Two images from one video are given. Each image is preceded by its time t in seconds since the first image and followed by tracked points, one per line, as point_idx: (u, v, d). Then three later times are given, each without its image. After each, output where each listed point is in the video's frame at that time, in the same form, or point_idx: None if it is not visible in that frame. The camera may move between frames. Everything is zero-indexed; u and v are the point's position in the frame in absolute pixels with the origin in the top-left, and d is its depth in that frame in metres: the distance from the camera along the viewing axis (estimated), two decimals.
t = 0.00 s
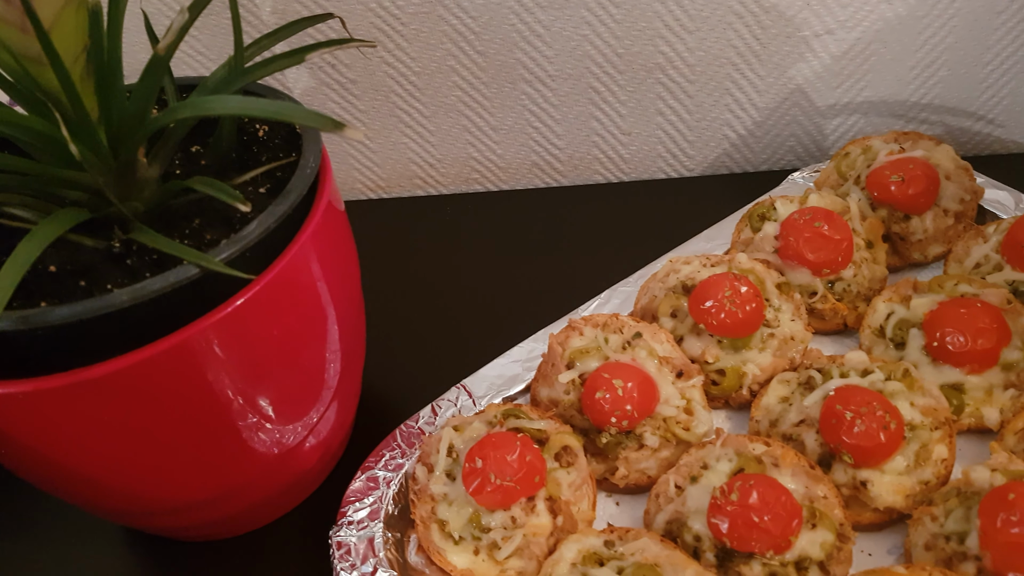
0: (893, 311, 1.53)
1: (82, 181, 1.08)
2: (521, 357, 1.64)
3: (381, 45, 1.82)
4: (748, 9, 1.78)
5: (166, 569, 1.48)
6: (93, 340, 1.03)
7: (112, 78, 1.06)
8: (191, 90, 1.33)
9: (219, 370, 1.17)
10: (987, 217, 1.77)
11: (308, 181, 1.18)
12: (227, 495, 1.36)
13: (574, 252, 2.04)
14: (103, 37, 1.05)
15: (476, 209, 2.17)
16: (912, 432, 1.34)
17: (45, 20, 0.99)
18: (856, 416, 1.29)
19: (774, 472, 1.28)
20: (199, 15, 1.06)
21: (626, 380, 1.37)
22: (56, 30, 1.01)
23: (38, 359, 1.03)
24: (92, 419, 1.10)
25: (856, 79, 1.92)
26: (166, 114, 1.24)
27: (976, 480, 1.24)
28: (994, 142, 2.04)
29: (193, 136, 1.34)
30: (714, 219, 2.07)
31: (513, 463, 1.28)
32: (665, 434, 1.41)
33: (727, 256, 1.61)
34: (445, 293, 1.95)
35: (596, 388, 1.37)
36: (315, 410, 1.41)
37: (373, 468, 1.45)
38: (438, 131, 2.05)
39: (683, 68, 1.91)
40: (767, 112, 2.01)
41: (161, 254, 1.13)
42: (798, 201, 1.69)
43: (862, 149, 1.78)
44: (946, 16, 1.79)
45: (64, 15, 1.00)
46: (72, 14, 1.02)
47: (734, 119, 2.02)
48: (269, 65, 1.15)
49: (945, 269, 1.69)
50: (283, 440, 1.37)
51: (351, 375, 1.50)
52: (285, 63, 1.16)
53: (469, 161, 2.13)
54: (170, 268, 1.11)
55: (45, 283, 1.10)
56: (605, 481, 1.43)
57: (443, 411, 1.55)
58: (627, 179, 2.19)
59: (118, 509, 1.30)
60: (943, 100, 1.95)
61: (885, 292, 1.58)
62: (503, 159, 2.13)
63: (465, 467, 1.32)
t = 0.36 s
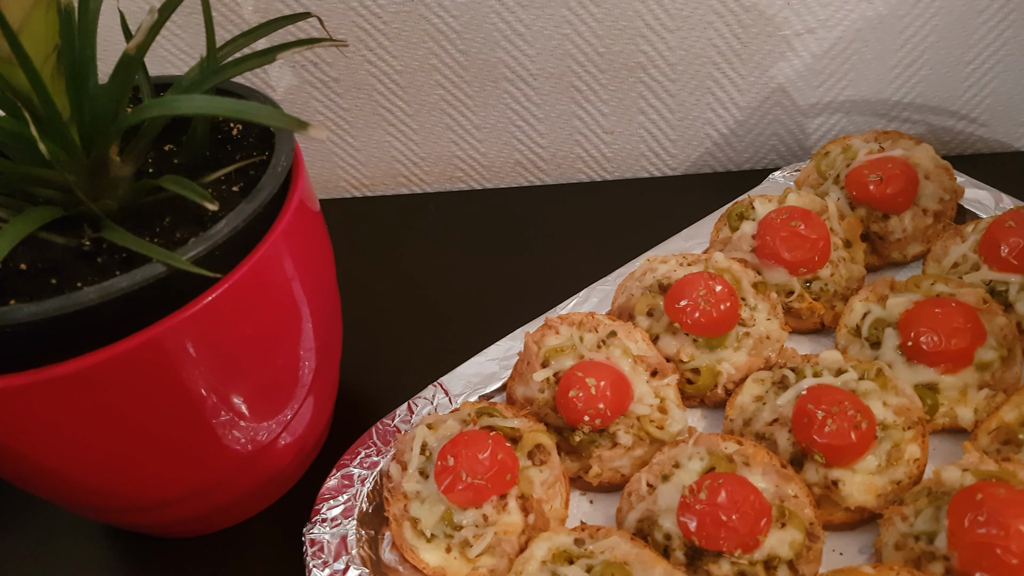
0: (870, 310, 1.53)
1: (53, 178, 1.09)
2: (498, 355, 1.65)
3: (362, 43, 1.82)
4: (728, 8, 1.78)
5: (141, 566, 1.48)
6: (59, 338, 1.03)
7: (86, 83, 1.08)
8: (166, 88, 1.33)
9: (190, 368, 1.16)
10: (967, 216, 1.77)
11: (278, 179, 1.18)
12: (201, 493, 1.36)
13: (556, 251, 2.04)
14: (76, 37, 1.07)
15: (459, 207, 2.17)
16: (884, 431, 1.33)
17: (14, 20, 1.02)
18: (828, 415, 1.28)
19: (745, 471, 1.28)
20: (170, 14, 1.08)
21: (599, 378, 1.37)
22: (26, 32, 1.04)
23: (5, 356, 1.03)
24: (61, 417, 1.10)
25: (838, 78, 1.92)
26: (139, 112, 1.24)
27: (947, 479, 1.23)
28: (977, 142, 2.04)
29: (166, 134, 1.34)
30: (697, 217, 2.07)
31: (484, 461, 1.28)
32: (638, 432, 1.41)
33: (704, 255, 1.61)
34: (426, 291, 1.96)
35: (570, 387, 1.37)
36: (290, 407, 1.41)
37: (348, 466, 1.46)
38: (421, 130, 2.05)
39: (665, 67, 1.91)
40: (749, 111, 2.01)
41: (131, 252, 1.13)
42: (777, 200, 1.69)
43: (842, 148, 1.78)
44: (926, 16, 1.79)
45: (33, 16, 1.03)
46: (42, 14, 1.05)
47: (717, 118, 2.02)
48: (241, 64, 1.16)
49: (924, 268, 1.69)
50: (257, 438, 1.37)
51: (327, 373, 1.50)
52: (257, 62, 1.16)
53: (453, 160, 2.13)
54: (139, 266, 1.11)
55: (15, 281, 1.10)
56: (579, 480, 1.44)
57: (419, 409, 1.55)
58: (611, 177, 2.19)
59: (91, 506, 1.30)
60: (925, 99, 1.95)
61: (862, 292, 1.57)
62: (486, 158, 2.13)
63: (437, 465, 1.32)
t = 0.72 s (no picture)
0: (857, 306, 1.52)
1: (33, 172, 1.08)
2: (484, 351, 1.64)
3: (352, 38, 1.81)
4: (718, 2, 1.77)
5: (126, 561, 1.47)
6: (36, 332, 1.02)
7: (67, 77, 1.08)
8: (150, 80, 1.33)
9: (171, 361, 1.16)
10: (957, 211, 1.76)
11: (260, 173, 1.18)
12: (186, 488, 1.35)
13: (547, 247, 2.04)
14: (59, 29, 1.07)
15: (450, 203, 2.17)
16: (869, 427, 1.33)
17: None
18: (812, 411, 1.28)
19: (728, 466, 1.28)
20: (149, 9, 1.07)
21: (583, 373, 1.37)
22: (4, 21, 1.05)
23: None
24: (41, 410, 1.10)
25: (829, 72, 1.91)
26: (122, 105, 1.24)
27: (931, 476, 1.23)
28: (969, 137, 2.03)
29: (149, 128, 1.33)
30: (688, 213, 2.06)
31: (467, 456, 1.28)
32: (623, 428, 1.41)
33: (691, 250, 1.61)
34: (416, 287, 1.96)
35: (554, 382, 1.37)
36: (274, 402, 1.41)
37: (333, 461, 1.46)
38: (412, 125, 2.04)
39: (655, 61, 1.90)
40: (739, 106, 2.00)
41: (111, 246, 1.13)
42: (765, 195, 1.69)
43: (832, 143, 1.77)
44: (917, 10, 1.78)
45: (12, 8, 1.05)
46: (20, 5, 1.06)
47: (707, 113, 2.01)
48: (222, 57, 1.15)
49: (913, 264, 1.68)
50: (240, 432, 1.36)
51: (312, 368, 1.50)
52: (237, 55, 1.15)
53: (444, 155, 2.12)
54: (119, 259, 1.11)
55: None
56: (564, 475, 1.44)
57: (405, 404, 1.55)
58: (602, 173, 2.18)
59: (74, 501, 1.29)
60: (916, 94, 1.94)
61: (850, 287, 1.57)
62: (477, 153, 2.12)
63: (420, 460, 1.32)
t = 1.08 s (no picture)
0: (843, 300, 1.53)
1: (17, 163, 1.09)
2: (472, 344, 1.65)
3: (343, 33, 1.82)
4: None
5: (114, 551, 1.48)
6: (20, 322, 1.03)
7: (51, 70, 1.09)
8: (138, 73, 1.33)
9: (156, 351, 1.17)
10: (945, 206, 1.77)
11: (244, 166, 1.19)
12: (173, 479, 1.36)
13: (537, 243, 2.04)
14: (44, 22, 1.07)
15: (441, 198, 2.18)
16: (852, 419, 1.33)
17: None
18: (794, 403, 1.28)
19: (710, 458, 1.29)
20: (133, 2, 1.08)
21: (569, 365, 1.38)
22: None
23: None
24: (27, 400, 1.11)
25: (818, 68, 1.91)
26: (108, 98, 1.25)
27: (913, 468, 1.23)
28: (959, 133, 2.03)
29: (136, 121, 1.33)
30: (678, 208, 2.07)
31: (451, 448, 1.28)
32: (608, 420, 1.41)
33: (679, 244, 1.62)
34: (406, 281, 1.96)
35: (540, 374, 1.38)
36: (261, 394, 1.41)
37: (320, 453, 1.46)
38: (404, 120, 2.05)
39: (645, 57, 1.90)
40: (729, 101, 2.00)
41: (95, 237, 1.14)
42: (753, 190, 1.69)
43: (821, 138, 1.77)
44: (906, 5, 1.78)
45: None
46: None
47: (698, 108, 2.02)
48: (207, 51, 1.16)
49: (900, 258, 1.69)
50: (227, 424, 1.37)
51: (300, 360, 1.51)
52: (221, 49, 1.16)
53: (436, 150, 2.13)
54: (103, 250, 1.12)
55: None
56: (549, 467, 1.44)
57: (392, 397, 1.56)
58: (593, 168, 2.19)
59: (61, 491, 1.30)
60: (906, 89, 1.94)
61: (836, 281, 1.57)
62: (469, 148, 2.13)
63: (405, 452, 1.33)
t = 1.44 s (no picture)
0: (833, 298, 1.52)
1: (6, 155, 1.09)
2: (462, 340, 1.65)
3: (338, 30, 1.83)
4: None
5: (103, 544, 1.48)
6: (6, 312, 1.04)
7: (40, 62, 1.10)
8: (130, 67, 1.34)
9: (144, 343, 1.17)
10: (938, 206, 1.76)
11: (233, 159, 1.19)
12: (161, 472, 1.37)
13: (531, 240, 2.04)
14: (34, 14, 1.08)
15: (436, 195, 2.18)
16: (839, 418, 1.33)
17: None
18: (781, 401, 1.28)
19: (696, 455, 1.29)
20: None
21: (556, 362, 1.38)
22: None
23: None
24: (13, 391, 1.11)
25: (812, 67, 1.91)
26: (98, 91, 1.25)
27: (899, 466, 1.22)
28: (954, 132, 2.02)
29: (126, 114, 1.34)
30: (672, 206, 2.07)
31: (438, 442, 1.28)
32: (595, 416, 1.42)
33: (669, 242, 1.62)
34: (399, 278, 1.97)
35: (527, 370, 1.38)
36: (250, 387, 1.42)
37: (309, 447, 1.47)
38: (398, 117, 2.05)
39: (639, 55, 1.90)
40: (723, 100, 2.00)
41: (83, 229, 1.14)
42: (745, 188, 1.69)
43: (813, 137, 1.77)
44: (900, 4, 1.78)
45: None
46: None
47: (691, 107, 2.02)
48: (196, 45, 1.16)
49: (892, 257, 1.68)
50: (216, 417, 1.37)
51: (289, 354, 1.51)
52: (210, 43, 1.16)
53: (431, 147, 2.13)
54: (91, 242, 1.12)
55: None
56: (537, 463, 1.44)
57: (382, 392, 1.56)
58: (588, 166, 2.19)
59: (50, 483, 1.31)
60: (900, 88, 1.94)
61: (826, 280, 1.57)
62: (464, 145, 2.13)
63: (392, 446, 1.33)
